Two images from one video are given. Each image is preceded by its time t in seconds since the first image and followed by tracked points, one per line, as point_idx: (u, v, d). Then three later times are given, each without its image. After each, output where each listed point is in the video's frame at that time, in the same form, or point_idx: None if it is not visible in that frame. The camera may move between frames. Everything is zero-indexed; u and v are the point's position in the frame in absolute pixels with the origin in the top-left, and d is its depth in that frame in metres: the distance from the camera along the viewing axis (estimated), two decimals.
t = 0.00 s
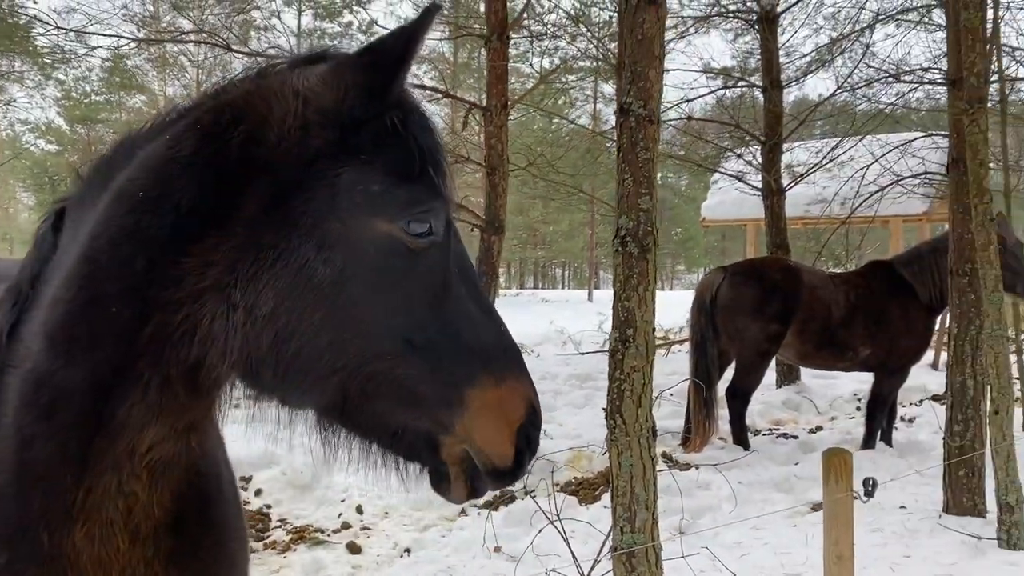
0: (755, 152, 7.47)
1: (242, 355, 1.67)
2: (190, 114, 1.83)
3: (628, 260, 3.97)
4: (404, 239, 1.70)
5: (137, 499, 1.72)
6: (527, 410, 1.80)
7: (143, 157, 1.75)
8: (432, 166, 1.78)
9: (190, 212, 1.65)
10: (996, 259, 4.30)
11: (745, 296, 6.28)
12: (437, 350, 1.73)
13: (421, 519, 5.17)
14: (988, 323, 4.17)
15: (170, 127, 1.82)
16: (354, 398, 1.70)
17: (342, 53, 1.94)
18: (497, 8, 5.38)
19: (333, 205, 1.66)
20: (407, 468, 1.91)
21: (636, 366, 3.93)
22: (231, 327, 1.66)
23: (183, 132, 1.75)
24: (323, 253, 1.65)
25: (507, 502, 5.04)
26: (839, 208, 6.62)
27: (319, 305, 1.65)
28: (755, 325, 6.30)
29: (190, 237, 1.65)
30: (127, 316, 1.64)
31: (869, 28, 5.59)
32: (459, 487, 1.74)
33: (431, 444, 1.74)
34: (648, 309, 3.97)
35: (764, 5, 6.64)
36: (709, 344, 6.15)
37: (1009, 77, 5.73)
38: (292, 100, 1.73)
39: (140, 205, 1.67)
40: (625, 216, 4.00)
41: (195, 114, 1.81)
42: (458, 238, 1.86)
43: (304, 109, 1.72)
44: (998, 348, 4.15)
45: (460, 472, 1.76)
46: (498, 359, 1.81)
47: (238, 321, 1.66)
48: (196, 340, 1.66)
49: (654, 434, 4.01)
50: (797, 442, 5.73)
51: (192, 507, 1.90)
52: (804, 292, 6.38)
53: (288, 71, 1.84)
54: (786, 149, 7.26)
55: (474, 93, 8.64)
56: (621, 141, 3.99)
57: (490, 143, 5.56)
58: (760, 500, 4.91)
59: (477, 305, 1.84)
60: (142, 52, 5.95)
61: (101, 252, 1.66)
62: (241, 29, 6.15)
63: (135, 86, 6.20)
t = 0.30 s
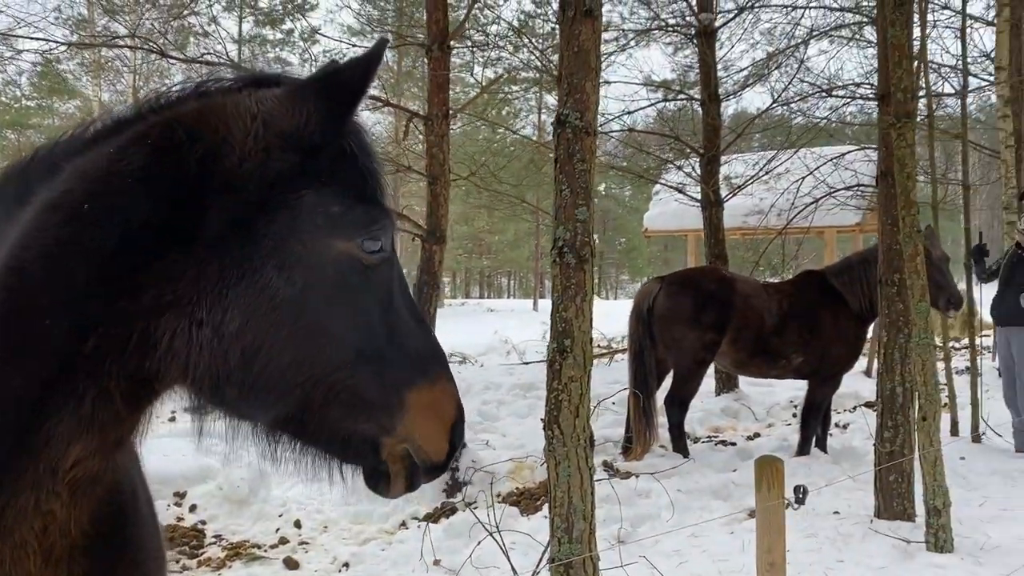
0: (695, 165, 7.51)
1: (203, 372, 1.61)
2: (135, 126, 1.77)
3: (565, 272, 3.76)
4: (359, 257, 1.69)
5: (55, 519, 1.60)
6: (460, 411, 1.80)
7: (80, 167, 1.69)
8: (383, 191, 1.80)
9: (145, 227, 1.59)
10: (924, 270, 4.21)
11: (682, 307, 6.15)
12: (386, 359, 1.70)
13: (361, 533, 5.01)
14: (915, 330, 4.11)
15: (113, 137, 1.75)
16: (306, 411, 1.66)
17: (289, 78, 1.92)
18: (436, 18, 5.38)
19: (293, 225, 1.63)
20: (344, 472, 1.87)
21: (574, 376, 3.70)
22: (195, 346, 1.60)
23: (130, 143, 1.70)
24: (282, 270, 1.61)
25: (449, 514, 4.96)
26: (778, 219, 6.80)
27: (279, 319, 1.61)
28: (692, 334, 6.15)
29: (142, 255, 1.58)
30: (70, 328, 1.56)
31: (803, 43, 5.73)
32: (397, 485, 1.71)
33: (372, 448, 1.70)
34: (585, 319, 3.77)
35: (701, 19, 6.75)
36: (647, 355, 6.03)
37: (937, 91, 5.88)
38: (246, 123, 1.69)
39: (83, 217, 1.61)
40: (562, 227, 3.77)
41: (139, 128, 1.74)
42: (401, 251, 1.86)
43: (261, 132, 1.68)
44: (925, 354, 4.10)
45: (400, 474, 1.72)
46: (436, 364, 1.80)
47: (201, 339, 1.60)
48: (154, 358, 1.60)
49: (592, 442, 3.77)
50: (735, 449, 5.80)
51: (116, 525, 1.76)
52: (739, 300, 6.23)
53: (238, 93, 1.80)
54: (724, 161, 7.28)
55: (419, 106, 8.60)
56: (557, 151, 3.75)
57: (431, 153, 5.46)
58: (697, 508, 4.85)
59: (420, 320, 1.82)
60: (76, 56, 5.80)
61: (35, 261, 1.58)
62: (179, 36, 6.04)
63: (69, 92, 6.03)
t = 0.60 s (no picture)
0: (647, 173, 7.68)
1: (151, 381, 1.53)
2: (69, 135, 1.65)
3: (512, 282, 3.35)
4: (302, 261, 1.70)
5: None
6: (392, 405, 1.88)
7: (8, 175, 1.55)
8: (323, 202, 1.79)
9: (94, 237, 1.51)
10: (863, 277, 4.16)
11: (629, 313, 6.20)
12: (327, 358, 1.74)
13: (309, 544, 4.85)
14: (857, 336, 4.06)
15: (47, 145, 1.63)
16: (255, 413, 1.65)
17: (226, 87, 1.86)
18: (387, 22, 5.45)
19: (241, 233, 1.60)
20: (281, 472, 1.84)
21: (521, 385, 3.30)
22: (146, 355, 1.52)
23: (68, 152, 1.59)
24: (231, 274, 1.59)
25: (401, 523, 4.84)
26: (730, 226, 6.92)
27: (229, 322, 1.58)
28: (638, 341, 6.21)
29: (88, 266, 1.50)
30: (5, 341, 1.44)
31: (751, 54, 5.84)
32: (339, 479, 1.74)
33: (315, 445, 1.71)
34: (532, 327, 3.36)
35: (652, 29, 6.73)
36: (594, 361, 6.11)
37: (880, 102, 6.02)
38: (187, 133, 1.62)
39: (20, 227, 1.49)
40: (508, 234, 3.37)
41: (74, 137, 1.62)
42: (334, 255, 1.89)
43: (204, 142, 1.62)
44: (867, 359, 4.04)
45: (341, 467, 1.76)
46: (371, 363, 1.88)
47: (154, 346, 1.52)
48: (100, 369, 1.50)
49: (541, 451, 3.37)
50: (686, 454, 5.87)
51: (44, 541, 1.66)
52: (685, 306, 6.29)
53: (174, 102, 1.72)
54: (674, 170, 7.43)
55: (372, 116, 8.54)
56: (502, 160, 3.40)
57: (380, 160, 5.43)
58: (648, 515, 4.79)
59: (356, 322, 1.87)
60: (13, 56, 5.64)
61: None
62: (124, 38, 5.92)
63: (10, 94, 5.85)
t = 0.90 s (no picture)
0: (611, 178, 7.75)
1: (91, 397, 1.47)
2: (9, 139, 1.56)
3: (471, 289, 3.07)
4: (254, 275, 1.63)
5: None
6: (345, 425, 1.83)
7: None
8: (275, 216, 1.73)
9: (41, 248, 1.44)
10: (823, 282, 4.07)
11: (592, 317, 6.21)
12: (278, 376, 1.68)
13: (269, 554, 4.75)
14: (817, 340, 4.02)
15: None
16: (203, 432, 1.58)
17: (175, 99, 1.80)
18: (348, 25, 5.56)
19: (189, 246, 1.54)
20: (230, 493, 1.77)
21: (481, 391, 3.04)
22: (89, 370, 1.45)
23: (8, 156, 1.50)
24: (178, 288, 1.52)
25: (363, 531, 4.75)
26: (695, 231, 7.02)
27: (172, 338, 1.51)
28: (602, 346, 6.21)
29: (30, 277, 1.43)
30: None
31: (714, 60, 5.90)
32: (287, 502, 1.68)
33: (262, 464, 1.65)
34: (493, 332, 3.09)
35: (616, 34, 6.89)
36: (556, 364, 6.12)
37: (840, 109, 6.11)
38: (135, 140, 1.56)
39: None
40: (467, 239, 3.11)
41: (17, 142, 1.55)
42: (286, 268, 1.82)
43: (154, 151, 1.56)
44: (827, 364, 3.98)
45: (289, 489, 1.70)
46: (325, 380, 1.82)
47: (96, 363, 1.46)
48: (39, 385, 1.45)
49: (501, 458, 3.11)
50: (648, 459, 5.91)
51: None
52: (647, 311, 6.35)
53: (122, 111, 1.66)
54: (639, 175, 7.59)
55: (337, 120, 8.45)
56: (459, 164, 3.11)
57: (342, 163, 5.39)
58: (611, 519, 4.74)
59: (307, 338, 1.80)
60: None
61: None
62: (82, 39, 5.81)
63: None
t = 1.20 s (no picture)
0: (586, 180, 7.77)
1: (30, 415, 1.48)
2: None
3: (439, 294, 3.01)
4: (203, 292, 1.65)
5: None
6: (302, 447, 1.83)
7: None
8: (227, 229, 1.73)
9: None
10: (792, 287, 4.08)
11: (564, 321, 6.20)
12: (228, 395, 1.69)
13: (239, 561, 4.68)
14: (786, 344, 4.02)
15: None
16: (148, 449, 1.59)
17: (125, 104, 1.83)
18: (321, 27, 5.52)
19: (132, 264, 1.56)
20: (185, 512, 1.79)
21: (449, 397, 2.97)
22: (30, 386, 1.47)
23: None
24: (119, 305, 1.54)
25: (334, 537, 4.70)
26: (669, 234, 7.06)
27: (115, 358, 1.53)
28: (574, 350, 6.21)
29: None
30: None
31: (688, 64, 5.93)
32: (238, 523, 1.70)
33: (210, 487, 1.67)
34: (461, 338, 3.03)
35: (590, 38, 6.92)
36: (528, 368, 6.10)
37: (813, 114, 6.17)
38: (78, 151, 1.60)
39: None
40: (434, 244, 3.04)
41: None
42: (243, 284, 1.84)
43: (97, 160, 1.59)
44: (795, 367, 3.99)
45: (240, 510, 1.71)
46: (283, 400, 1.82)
47: (36, 378, 1.47)
48: None
49: (469, 464, 3.04)
50: (622, 461, 5.93)
51: None
52: (621, 314, 6.35)
53: (70, 116, 1.68)
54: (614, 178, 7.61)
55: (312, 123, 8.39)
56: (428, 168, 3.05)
57: (315, 166, 5.36)
58: (585, 523, 4.74)
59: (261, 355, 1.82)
60: None
61: None
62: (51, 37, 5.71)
63: None
